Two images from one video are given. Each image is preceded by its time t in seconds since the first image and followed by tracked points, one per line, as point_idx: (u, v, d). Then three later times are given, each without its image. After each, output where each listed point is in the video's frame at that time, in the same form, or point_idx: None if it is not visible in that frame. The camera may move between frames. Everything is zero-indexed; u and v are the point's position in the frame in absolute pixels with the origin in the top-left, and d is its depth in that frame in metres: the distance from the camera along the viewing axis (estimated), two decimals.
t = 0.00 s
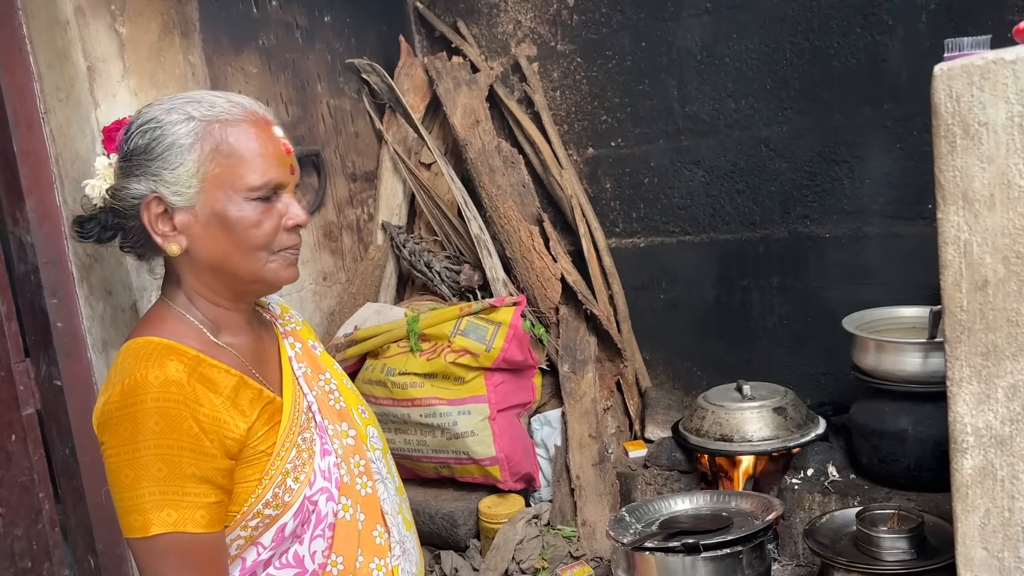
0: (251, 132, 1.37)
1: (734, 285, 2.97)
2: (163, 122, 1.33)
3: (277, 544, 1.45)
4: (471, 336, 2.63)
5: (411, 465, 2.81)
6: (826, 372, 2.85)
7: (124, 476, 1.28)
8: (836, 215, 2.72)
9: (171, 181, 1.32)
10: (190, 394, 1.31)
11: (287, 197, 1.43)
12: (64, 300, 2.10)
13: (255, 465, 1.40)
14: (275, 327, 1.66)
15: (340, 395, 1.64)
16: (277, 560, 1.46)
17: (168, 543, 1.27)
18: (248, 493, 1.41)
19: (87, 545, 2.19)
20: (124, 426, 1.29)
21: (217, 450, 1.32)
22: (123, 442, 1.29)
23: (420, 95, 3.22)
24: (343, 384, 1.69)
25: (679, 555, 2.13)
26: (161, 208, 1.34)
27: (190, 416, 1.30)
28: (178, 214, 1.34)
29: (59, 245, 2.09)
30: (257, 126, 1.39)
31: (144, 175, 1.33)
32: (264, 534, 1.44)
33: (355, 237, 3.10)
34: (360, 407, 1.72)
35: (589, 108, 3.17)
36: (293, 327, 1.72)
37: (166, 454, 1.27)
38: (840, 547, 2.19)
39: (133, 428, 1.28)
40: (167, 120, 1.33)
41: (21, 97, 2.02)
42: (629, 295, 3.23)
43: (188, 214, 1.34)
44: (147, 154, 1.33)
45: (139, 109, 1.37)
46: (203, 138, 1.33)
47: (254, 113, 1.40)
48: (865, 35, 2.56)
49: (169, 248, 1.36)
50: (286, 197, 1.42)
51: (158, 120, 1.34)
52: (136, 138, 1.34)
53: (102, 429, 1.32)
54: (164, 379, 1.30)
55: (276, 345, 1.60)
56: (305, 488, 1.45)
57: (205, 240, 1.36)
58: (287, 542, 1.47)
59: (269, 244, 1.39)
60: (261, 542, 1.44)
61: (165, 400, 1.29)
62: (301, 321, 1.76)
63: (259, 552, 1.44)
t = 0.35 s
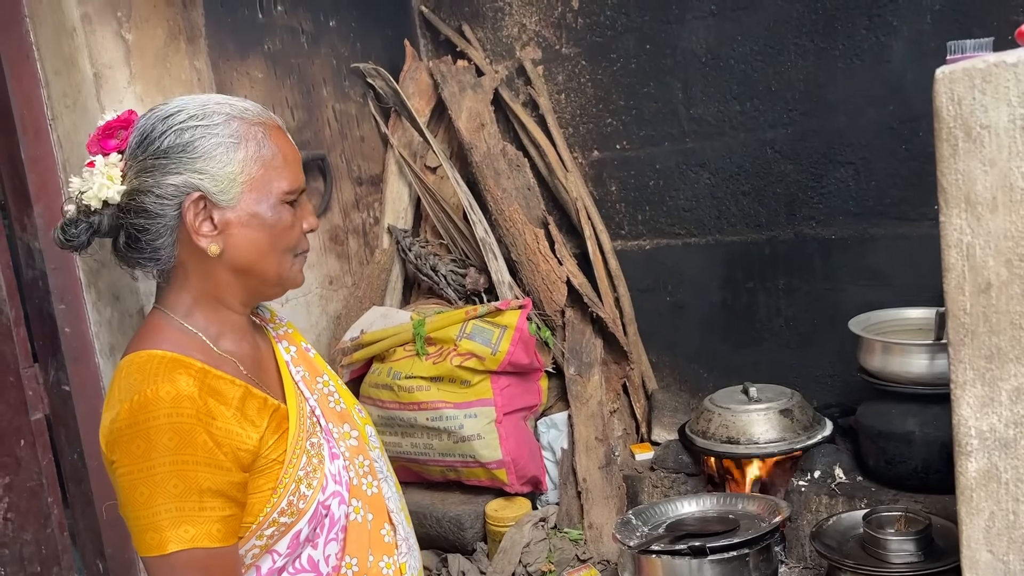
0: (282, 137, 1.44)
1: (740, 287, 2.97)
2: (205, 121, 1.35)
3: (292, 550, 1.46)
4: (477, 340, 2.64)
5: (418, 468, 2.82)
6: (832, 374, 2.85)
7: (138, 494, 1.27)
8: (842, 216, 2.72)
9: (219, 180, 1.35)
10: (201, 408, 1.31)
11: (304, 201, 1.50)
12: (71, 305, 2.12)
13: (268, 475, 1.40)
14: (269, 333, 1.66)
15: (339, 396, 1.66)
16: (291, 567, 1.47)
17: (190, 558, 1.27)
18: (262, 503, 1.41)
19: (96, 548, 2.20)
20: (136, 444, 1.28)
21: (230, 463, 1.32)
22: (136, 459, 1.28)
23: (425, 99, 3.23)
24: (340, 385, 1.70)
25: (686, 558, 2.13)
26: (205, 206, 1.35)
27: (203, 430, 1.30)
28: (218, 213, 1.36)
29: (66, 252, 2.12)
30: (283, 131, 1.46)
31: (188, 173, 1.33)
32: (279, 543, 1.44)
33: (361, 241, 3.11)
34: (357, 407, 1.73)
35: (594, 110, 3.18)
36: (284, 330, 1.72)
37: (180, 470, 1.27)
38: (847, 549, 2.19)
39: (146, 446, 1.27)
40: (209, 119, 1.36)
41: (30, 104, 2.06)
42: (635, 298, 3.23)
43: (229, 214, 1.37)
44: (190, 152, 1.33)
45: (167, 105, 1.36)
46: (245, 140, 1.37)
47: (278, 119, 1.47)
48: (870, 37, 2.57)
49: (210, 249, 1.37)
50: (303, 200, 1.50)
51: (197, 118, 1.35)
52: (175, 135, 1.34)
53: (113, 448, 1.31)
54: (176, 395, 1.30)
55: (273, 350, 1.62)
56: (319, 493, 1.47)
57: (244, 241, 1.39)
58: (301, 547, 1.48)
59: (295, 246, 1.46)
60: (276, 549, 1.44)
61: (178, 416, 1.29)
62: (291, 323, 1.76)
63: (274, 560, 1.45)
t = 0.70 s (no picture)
0: (286, 142, 1.44)
1: (742, 288, 2.97)
2: (209, 124, 1.35)
3: (293, 554, 1.46)
4: (480, 342, 2.64)
5: (421, 472, 2.82)
6: (835, 375, 2.84)
7: (143, 501, 1.26)
8: (844, 217, 2.72)
9: (222, 184, 1.34)
10: (205, 413, 1.31)
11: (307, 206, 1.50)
12: (73, 310, 2.13)
13: (270, 481, 1.40)
14: (267, 336, 1.65)
15: (340, 399, 1.64)
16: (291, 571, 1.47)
17: (197, 563, 1.26)
18: (264, 509, 1.41)
19: (100, 553, 2.21)
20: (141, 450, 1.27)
21: (235, 469, 1.32)
22: (140, 466, 1.27)
23: (426, 101, 3.23)
24: (340, 387, 1.69)
25: (689, 561, 2.12)
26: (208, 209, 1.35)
27: (207, 436, 1.30)
28: (220, 217, 1.36)
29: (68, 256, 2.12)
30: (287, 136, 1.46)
31: (191, 175, 1.33)
32: (282, 547, 1.44)
33: (363, 245, 3.11)
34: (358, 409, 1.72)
35: (595, 112, 3.17)
36: (284, 332, 1.71)
37: (186, 475, 1.26)
38: (851, 551, 2.18)
39: (151, 452, 1.26)
40: (213, 123, 1.35)
41: (33, 111, 2.10)
42: (637, 299, 3.23)
43: (231, 219, 1.37)
44: (193, 155, 1.33)
45: (171, 107, 1.35)
46: (248, 144, 1.37)
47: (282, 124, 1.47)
48: (872, 37, 2.56)
49: (212, 253, 1.36)
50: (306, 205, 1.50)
51: (201, 121, 1.35)
52: (178, 137, 1.33)
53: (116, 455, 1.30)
54: (180, 401, 1.29)
55: (273, 353, 1.61)
56: (321, 497, 1.47)
57: (245, 245, 1.39)
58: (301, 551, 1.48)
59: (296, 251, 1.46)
60: (277, 554, 1.45)
61: (182, 421, 1.28)
62: (290, 325, 1.75)
63: (275, 564, 1.45)
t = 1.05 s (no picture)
0: (248, 132, 1.40)
1: (744, 290, 2.97)
2: (171, 127, 1.39)
3: (298, 531, 1.45)
4: (482, 345, 2.64)
5: (423, 475, 2.81)
6: (838, 376, 2.84)
7: (161, 456, 1.27)
8: (845, 219, 2.72)
9: (176, 183, 1.37)
10: (221, 375, 1.32)
11: (291, 192, 1.43)
12: (76, 315, 2.13)
13: (281, 453, 1.39)
14: (295, 330, 1.67)
15: (360, 393, 1.65)
16: (295, 549, 1.46)
17: (212, 517, 1.25)
18: (275, 480, 1.39)
19: (103, 557, 2.21)
20: (160, 406, 1.28)
21: (250, 430, 1.32)
22: (158, 421, 1.28)
23: (427, 104, 3.23)
24: (362, 384, 1.70)
25: (692, 563, 2.12)
26: (174, 208, 1.40)
27: (224, 395, 1.30)
28: (186, 213, 1.39)
29: (70, 261, 2.13)
30: (255, 125, 1.41)
31: (160, 177, 1.39)
32: (288, 521, 1.43)
33: (364, 248, 3.11)
34: (378, 407, 1.73)
35: (596, 114, 3.17)
36: (310, 329, 1.73)
37: (202, 431, 1.26)
38: (854, 553, 2.18)
39: (168, 408, 1.27)
40: (176, 125, 1.39)
41: (33, 114, 2.08)
42: (639, 301, 3.23)
43: (194, 213, 1.39)
44: (161, 158, 1.39)
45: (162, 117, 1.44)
46: (203, 138, 1.37)
47: (253, 115, 1.42)
48: (872, 38, 2.56)
49: (182, 247, 1.41)
50: (289, 191, 1.43)
51: (169, 125, 1.40)
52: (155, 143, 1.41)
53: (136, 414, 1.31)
54: (196, 361, 1.31)
55: (298, 344, 1.60)
56: (330, 477, 1.45)
57: (212, 235, 1.40)
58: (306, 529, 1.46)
59: (267, 239, 1.40)
60: (284, 528, 1.43)
61: (198, 380, 1.29)
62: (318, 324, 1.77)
63: (281, 539, 1.44)
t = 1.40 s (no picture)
0: (252, 135, 1.40)
1: (745, 291, 2.97)
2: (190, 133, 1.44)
3: (312, 513, 1.44)
4: (483, 348, 2.64)
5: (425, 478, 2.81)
6: (839, 377, 2.84)
7: (180, 432, 1.28)
8: (847, 219, 2.71)
9: (192, 187, 1.43)
10: (240, 356, 1.33)
11: (291, 192, 1.43)
12: (77, 318, 2.12)
13: (296, 434, 1.40)
14: (315, 325, 1.68)
15: (377, 386, 1.65)
16: (309, 531, 1.45)
17: (228, 490, 1.25)
18: (290, 460, 1.39)
19: (105, 561, 2.20)
20: (181, 384, 1.30)
21: (267, 410, 1.33)
22: (179, 398, 1.29)
23: (428, 106, 3.22)
24: (380, 380, 1.70)
25: (695, 566, 2.12)
26: (194, 209, 1.45)
27: (242, 374, 1.31)
28: (204, 214, 1.45)
29: (70, 264, 2.13)
30: (260, 127, 1.41)
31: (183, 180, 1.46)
32: (303, 502, 1.42)
33: (365, 250, 3.11)
34: (396, 404, 1.73)
35: (597, 116, 3.17)
36: (331, 327, 1.73)
37: (221, 408, 1.27)
38: (857, 555, 2.18)
39: (189, 386, 1.29)
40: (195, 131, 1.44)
41: (34, 119, 2.06)
42: (640, 303, 3.23)
43: (209, 214, 1.44)
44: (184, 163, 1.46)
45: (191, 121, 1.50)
46: (211, 142, 1.40)
47: (260, 117, 1.42)
48: (873, 39, 2.56)
49: (203, 245, 1.47)
50: (290, 191, 1.43)
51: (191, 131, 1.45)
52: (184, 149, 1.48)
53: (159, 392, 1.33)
54: (217, 341, 1.33)
55: (317, 338, 1.62)
56: (344, 459, 1.45)
57: (224, 235, 1.44)
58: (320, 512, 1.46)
59: (266, 239, 1.41)
60: (298, 510, 1.42)
61: (219, 359, 1.31)
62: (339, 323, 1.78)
63: (295, 521, 1.43)
